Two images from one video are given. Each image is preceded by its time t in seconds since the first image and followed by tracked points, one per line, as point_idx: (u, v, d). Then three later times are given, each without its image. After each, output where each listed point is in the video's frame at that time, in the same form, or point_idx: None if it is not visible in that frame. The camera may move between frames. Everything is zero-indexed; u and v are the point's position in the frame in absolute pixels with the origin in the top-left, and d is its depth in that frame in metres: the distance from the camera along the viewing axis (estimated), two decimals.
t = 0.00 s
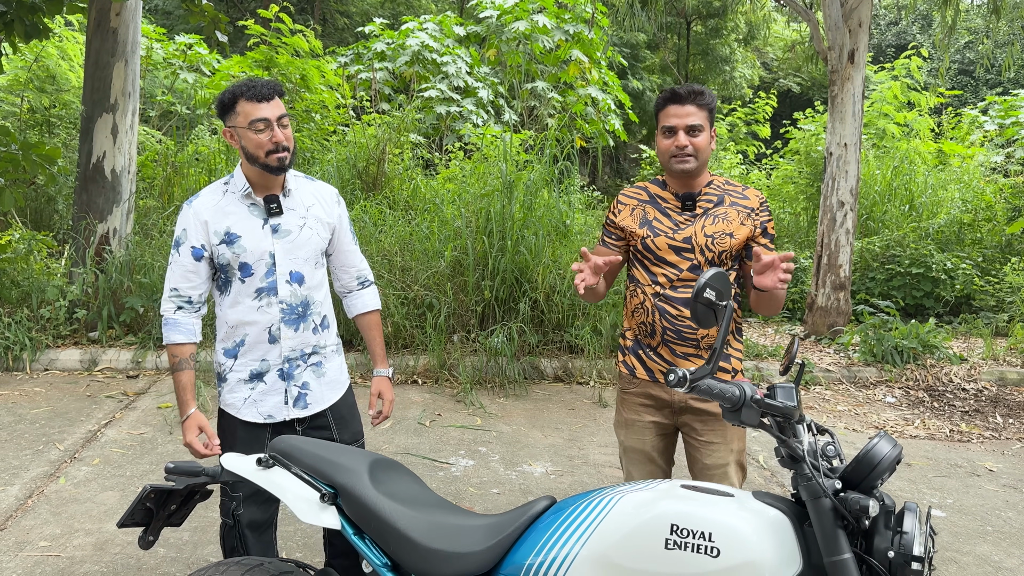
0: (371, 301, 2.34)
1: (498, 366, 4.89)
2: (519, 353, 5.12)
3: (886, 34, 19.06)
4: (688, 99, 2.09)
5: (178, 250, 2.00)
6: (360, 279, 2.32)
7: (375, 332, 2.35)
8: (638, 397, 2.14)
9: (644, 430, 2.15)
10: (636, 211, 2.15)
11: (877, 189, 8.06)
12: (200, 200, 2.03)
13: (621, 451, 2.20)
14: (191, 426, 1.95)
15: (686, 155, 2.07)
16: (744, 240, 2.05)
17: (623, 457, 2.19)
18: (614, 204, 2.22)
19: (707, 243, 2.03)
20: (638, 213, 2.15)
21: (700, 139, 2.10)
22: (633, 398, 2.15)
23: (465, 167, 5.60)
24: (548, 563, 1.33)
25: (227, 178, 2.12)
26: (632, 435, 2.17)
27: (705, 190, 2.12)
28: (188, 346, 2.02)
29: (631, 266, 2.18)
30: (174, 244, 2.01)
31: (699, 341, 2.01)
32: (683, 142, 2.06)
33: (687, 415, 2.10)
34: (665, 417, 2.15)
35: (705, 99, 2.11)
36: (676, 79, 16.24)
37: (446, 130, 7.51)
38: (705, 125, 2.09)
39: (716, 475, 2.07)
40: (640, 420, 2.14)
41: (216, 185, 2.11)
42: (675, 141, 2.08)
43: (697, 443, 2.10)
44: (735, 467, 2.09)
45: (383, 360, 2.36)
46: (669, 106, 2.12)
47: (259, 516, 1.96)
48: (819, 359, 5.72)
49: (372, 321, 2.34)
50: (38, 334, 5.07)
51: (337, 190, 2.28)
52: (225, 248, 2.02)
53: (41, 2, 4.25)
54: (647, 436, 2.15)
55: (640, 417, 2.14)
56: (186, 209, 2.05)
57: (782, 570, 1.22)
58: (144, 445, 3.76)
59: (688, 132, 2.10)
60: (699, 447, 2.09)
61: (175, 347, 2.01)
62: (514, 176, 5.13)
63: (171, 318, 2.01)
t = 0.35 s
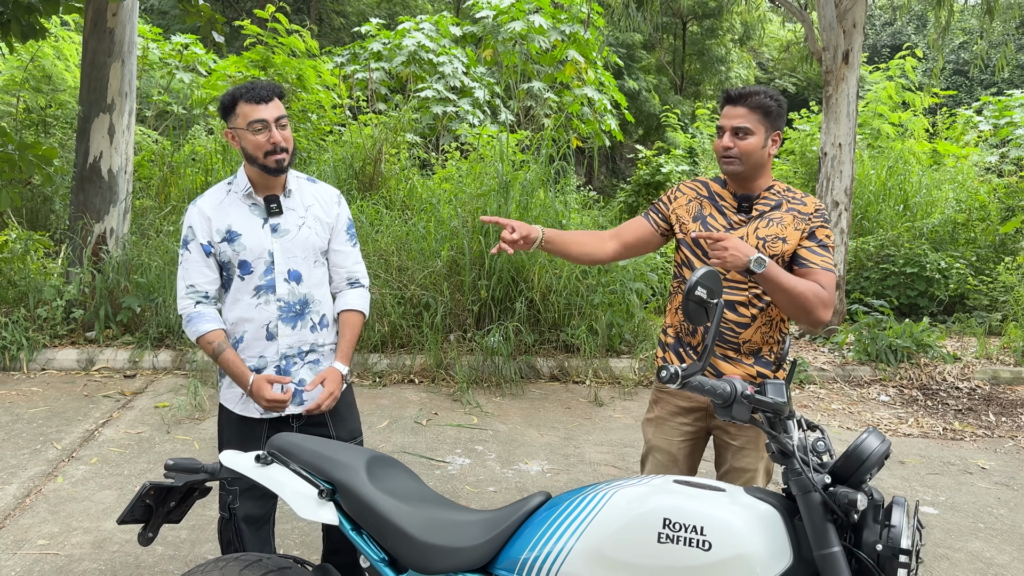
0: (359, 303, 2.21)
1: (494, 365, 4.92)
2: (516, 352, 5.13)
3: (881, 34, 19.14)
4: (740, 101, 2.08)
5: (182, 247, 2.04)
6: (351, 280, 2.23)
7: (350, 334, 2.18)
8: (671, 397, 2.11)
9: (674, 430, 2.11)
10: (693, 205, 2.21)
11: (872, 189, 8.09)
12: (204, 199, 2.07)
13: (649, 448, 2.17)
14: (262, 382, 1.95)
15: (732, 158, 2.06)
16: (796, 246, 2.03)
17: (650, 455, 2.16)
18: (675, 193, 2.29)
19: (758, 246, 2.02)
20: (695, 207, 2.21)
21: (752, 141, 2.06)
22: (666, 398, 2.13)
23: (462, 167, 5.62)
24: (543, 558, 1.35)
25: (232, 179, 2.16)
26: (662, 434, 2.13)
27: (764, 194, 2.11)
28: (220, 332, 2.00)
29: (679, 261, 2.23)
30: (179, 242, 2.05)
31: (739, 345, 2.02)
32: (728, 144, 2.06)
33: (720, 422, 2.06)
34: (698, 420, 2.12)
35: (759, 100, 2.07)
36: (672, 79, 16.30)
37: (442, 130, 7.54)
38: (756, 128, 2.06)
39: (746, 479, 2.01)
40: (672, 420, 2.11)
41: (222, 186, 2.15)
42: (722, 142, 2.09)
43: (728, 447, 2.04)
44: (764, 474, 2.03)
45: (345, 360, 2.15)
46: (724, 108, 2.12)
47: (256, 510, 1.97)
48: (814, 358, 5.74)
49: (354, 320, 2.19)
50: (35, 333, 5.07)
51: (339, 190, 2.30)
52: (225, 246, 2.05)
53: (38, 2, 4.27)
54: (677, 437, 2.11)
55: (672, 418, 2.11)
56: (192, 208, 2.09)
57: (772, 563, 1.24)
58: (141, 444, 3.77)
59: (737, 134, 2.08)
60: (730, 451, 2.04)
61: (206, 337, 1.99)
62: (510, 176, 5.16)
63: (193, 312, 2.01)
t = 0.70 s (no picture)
0: (371, 301, 2.30)
1: (489, 363, 4.97)
2: (510, 350, 5.18)
3: (874, 35, 19.26)
4: (762, 102, 2.11)
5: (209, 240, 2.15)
6: (367, 279, 2.32)
7: (358, 329, 2.25)
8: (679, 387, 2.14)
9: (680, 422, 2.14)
10: (710, 203, 2.27)
11: (862, 189, 8.16)
12: (231, 195, 2.17)
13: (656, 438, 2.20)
14: (289, 361, 2.09)
15: (754, 158, 2.11)
16: (809, 247, 2.06)
17: (658, 444, 2.19)
18: (695, 189, 2.36)
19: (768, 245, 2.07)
20: (711, 206, 2.27)
21: (774, 141, 2.11)
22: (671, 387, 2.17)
23: (457, 168, 5.66)
24: (538, 545, 1.40)
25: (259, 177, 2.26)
26: (669, 424, 2.16)
27: (780, 195, 2.15)
28: (243, 319, 2.12)
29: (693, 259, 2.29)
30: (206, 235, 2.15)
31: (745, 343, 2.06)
32: (751, 145, 2.10)
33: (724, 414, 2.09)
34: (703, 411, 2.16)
35: (783, 101, 2.10)
36: (665, 80, 16.39)
37: (437, 130, 7.59)
38: (778, 128, 2.10)
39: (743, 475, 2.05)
40: (677, 410, 2.15)
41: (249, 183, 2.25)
42: (744, 143, 2.12)
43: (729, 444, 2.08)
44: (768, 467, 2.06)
45: (343, 350, 2.21)
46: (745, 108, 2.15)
47: (265, 499, 2.01)
48: (805, 355, 5.81)
49: (362, 317, 2.27)
50: (32, 332, 5.09)
51: (362, 192, 2.38)
52: (249, 240, 2.14)
53: (34, 3, 4.31)
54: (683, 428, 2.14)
55: (678, 408, 2.15)
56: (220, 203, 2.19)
57: (757, 549, 1.30)
58: (140, 441, 3.81)
59: (760, 134, 2.12)
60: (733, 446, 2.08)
61: (229, 324, 2.10)
62: (505, 176, 5.21)
63: (217, 300, 2.11)
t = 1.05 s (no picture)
0: (397, 296, 2.44)
1: (485, 360, 5.04)
2: (506, 347, 5.24)
3: (866, 36, 19.37)
4: (746, 101, 2.11)
5: (248, 232, 2.30)
6: (394, 276, 2.47)
7: (383, 322, 2.39)
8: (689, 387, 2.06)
9: (691, 423, 2.05)
10: (694, 207, 2.27)
11: (854, 188, 8.25)
12: (271, 190, 2.33)
13: (666, 443, 2.09)
14: (319, 352, 2.23)
15: (744, 157, 2.13)
16: (799, 241, 2.11)
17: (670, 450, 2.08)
18: (674, 195, 2.34)
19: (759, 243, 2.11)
20: (696, 208, 2.26)
21: (759, 140, 2.14)
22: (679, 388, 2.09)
23: (452, 167, 5.68)
24: (536, 526, 1.46)
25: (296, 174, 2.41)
26: (678, 425, 2.07)
27: (764, 191, 2.20)
28: (277, 309, 2.26)
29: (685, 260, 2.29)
30: (246, 227, 2.31)
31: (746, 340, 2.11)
32: (740, 145, 2.11)
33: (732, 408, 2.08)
34: (705, 407, 2.11)
35: (765, 100, 2.13)
36: (659, 80, 16.48)
37: (432, 130, 7.65)
38: (763, 127, 2.13)
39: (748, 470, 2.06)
40: (689, 411, 2.06)
41: (288, 179, 2.41)
42: (733, 143, 2.14)
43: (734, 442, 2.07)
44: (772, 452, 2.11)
45: (369, 342, 2.35)
46: (727, 107, 2.15)
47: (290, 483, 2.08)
48: (797, 352, 5.88)
49: (387, 311, 2.41)
50: (31, 330, 5.13)
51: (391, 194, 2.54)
52: (285, 233, 2.29)
53: (33, 3, 4.34)
54: (696, 428, 2.05)
55: (688, 408, 2.07)
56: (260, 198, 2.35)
57: (747, 529, 1.36)
58: (140, 437, 3.85)
59: (746, 133, 2.13)
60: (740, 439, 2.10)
61: (265, 313, 2.25)
62: (500, 175, 5.28)
63: (254, 290, 2.27)
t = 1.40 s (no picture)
0: (415, 294, 2.50)
1: (481, 356, 5.11)
2: (502, 344, 5.30)
3: (861, 36, 19.46)
4: (705, 99, 2.12)
5: (278, 227, 2.38)
6: (413, 274, 2.53)
7: (401, 319, 2.45)
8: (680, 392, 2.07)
9: (685, 427, 2.07)
10: (665, 207, 2.23)
11: (846, 187, 8.32)
12: (300, 187, 2.40)
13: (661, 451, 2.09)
14: (340, 346, 2.29)
15: (706, 155, 2.13)
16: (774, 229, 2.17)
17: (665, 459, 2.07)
18: (639, 199, 2.29)
19: (739, 237, 2.15)
20: (667, 209, 2.23)
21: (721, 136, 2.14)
22: (671, 395, 2.09)
23: (448, 166, 5.71)
24: (533, 509, 1.52)
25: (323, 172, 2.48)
26: (673, 431, 2.08)
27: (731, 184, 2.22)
28: (302, 302, 2.32)
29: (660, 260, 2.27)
30: (276, 222, 2.38)
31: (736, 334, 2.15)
32: (702, 144, 2.11)
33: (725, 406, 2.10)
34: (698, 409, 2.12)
35: (724, 97, 2.13)
36: (654, 80, 16.56)
37: (428, 129, 7.71)
38: (724, 123, 2.13)
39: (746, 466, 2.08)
40: (682, 417, 2.07)
41: (315, 177, 2.47)
42: (694, 142, 2.13)
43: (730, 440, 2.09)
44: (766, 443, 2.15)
45: (389, 337, 2.41)
46: (687, 106, 2.15)
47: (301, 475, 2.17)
48: (790, 349, 5.95)
49: (406, 307, 2.47)
50: (31, 327, 5.17)
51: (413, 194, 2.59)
52: (311, 229, 2.36)
53: (33, 3, 4.38)
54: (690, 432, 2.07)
55: (681, 413, 2.07)
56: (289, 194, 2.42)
57: (734, 509, 1.42)
58: (141, 431, 3.90)
59: (707, 130, 2.13)
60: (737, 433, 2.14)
61: (290, 306, 2.31)
62: (496, 173, 5.34)
63: (281, 283, 2.34)
